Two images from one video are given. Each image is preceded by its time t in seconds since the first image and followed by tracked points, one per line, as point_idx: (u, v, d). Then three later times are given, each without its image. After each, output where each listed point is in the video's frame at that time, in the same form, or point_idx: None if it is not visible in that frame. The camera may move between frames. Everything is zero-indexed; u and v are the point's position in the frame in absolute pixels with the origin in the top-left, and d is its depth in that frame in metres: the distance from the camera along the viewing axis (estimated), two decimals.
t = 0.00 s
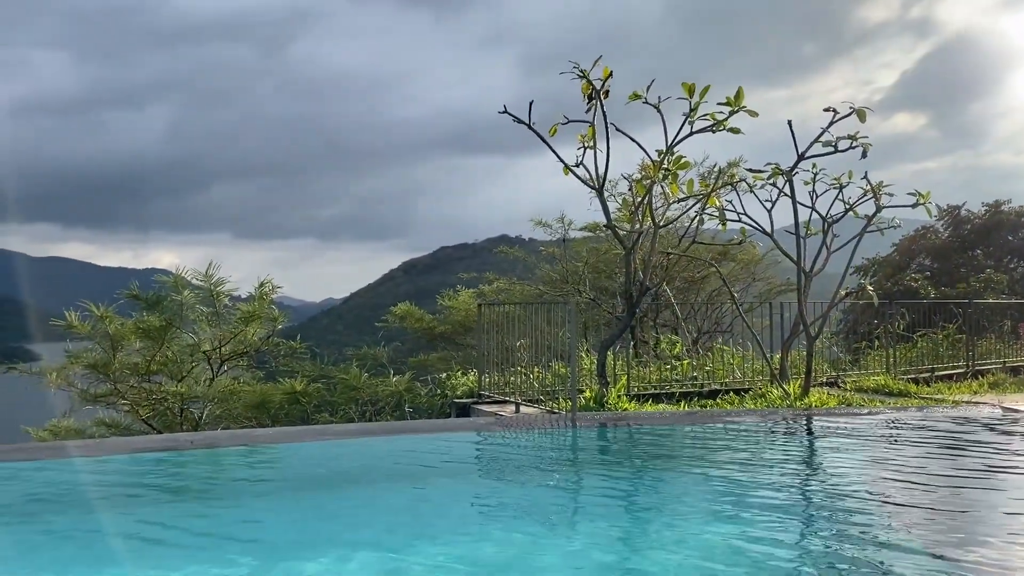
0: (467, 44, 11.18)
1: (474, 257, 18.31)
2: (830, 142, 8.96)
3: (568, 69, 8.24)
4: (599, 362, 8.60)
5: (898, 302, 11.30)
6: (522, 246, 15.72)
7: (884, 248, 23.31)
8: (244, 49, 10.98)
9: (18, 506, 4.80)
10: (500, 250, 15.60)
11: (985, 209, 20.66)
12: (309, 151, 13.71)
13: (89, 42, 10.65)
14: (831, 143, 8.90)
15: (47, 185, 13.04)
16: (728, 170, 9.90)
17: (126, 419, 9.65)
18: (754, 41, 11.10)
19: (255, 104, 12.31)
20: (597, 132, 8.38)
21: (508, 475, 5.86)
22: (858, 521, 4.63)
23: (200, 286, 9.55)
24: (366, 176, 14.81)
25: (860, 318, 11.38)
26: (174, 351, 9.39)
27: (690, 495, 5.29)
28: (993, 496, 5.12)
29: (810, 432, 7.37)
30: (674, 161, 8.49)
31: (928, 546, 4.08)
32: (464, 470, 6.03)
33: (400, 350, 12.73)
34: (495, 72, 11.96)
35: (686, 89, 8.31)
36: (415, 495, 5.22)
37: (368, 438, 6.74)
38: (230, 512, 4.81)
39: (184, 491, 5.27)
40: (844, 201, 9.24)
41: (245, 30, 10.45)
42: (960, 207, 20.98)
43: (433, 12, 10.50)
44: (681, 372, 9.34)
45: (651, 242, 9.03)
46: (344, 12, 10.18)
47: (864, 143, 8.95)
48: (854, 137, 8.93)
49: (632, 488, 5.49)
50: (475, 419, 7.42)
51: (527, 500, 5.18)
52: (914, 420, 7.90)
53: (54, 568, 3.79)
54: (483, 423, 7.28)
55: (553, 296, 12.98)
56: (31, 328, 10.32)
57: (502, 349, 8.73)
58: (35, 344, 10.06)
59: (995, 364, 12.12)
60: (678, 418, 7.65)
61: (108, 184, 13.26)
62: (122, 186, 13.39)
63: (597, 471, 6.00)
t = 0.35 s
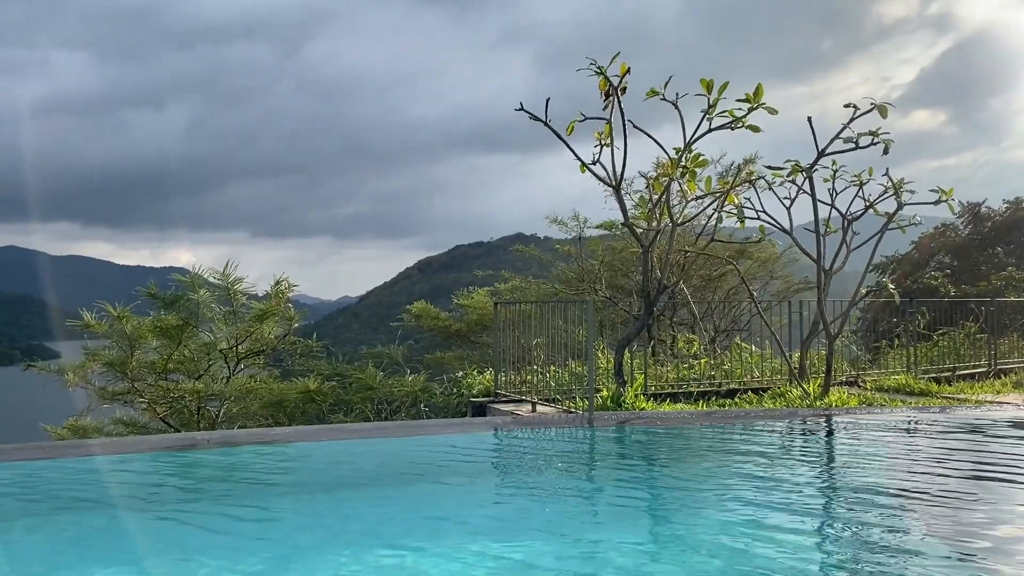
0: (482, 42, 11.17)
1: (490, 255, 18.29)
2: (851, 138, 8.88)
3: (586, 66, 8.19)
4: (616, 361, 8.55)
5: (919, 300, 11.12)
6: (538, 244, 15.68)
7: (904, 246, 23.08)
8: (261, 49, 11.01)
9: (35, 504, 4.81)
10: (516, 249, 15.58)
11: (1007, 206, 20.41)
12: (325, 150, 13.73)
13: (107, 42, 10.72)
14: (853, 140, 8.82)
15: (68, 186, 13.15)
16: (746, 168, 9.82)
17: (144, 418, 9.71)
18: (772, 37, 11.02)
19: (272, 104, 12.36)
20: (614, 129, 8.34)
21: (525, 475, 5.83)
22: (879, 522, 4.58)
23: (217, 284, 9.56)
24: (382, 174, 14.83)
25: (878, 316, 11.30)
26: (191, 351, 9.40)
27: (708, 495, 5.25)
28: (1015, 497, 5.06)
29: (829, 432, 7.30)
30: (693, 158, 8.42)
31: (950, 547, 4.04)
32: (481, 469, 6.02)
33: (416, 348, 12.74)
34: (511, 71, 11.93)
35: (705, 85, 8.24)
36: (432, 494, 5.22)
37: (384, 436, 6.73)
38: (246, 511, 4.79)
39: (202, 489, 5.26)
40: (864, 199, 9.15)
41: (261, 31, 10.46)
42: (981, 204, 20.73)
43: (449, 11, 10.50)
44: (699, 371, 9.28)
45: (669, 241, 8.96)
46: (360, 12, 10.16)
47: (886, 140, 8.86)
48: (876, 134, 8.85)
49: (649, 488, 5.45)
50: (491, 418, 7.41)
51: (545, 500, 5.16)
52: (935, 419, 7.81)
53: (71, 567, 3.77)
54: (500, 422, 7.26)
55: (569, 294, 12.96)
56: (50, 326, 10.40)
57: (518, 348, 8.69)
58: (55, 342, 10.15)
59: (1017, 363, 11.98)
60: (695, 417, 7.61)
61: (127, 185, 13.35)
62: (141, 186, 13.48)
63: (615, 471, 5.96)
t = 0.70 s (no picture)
0: (494, 40, 11.15)
1: (501, 254, 18.27)
2: (865, 136, 8.81)
3: (597, 64, 8.17)
4: (628, 360, 8.53)
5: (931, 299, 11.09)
6: (549, 243, 15.66)
7: (918, 244, 22.89)
8: (272, 49, 11.03)
9: (48, 503, 4.83)
10: (527, 248, 15.56)
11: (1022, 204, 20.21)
12: (336, 148, 13.75)
13: (120, 43, 10.77)
14: (866, 138, 8.75)
15: (81, 185, 13.26)
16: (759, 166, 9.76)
17: (157, 416, 9.77)
18: (786, 34, 10.94)
19: (283, 105, 12.40)
20: (625, 128, 8.31)
21: (535, 475, 5.82)
22: (893, 522, 4.54)
23: (229, 285, 9.57)
24: (393, 172, 14.84)
25: (892, 315, 11.23)
26: (206, 347, 9.47)
27: (717, 495, 5.23)
28: None
29: (842, 432, 7.25)
30: (704, 157, 8.38)
31: (965, 547, 4.01)
32: (492, 468, 6.01)
33: (428, 346, 12.77)
34: (522, 69, 11.91)
35: (717, 83, 8.20)
36: (444, 494, 5.20)
37: (396, 435, 6.74)
38: (258, 510, 4.80)
39: (213, 488, 5.28)
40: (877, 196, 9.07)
41: (273, 31, 10.47)
42: (996, 202, 20.53)
43: (461, 10, 10.49)
44: (711, 369, 9.25)
45: (681, 239, 8.91)
46: (372, 12, 10.17)
47: (900, 138, 8.79)
48: (889, 131, 8.77)
49: (660, 488, 5.43)
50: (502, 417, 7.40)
51: (555, 500, 5.14)
52: (949, 419, 7.76)
53: (82, 567, 3.78)
54: (511, 421, 7.26)
55: (580, 293, 12.97)
56: (65, 324, 10.47)
57: (530, 346, 8.67)
58: (70, 340, 10.22)
59: None
60: (707, 418, 7.56)
61: (141, 184, 13.45)
62: (154, 186, 13.56)
63: (626, 470, 5.94)
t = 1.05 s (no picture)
0: (505, 38, 11.14)
1: (511, 252, 18.26)
2: (878, 133, 8.75)
3: (608, 61, 8.15)
4: (638, 359, 8.50)
5: (945, 297, 11.02)
6: (559, 241, 15.63)
7: (931, 243, 22.71)
8: (284, 47, 11.05)
9: (59, 501, 4.83)
10: (537, 246, 15.54)
11: None
12: (346, 147, 13.77)
13: (133, 42, 10.82)
14: (878, 135, 8.69)
15: (95, 182, 13.36)
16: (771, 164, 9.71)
17: (169, 412, 9.82)
18: (801, 31, 10.86)
19: (294, 103, 12.42)
20: (636, 125, 8.32)
21: (545, 473, 5.81)
22: (906, 522, 4.51)
23: (243, 282, 9.63)
24: (403, 170, 14.84)
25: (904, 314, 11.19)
26: (216, 346, 9.46)
27: (727, 494, 5.21)
28: None
29: (854, 431, 7.21)
30: (715, 155, 8.35)
31: (980, 547, 3.98)
32: (503, 466, 6.01)
33: (438, 344, 12.79)
34: (534, 67, 11.89)
35: (728, 81, 8.17)
36: (454, 493, 5.19)
37: (407, 433, 6.75)
38: (270, 507, 4.81)
39: (223, 486, 5.28)
40: (890, 194, 9.01)
41: (284, 29, 10.48)
42: (1011, 200, 20.35)
43: (472, 8, 10.48)
44: (722, 369, 9.22)
45: (692, 237, 8.86)
46: (383, 11, 10.18)
47: (913, 135, 8.73)
48: (903, 128, 8.72)
49: (671, 487, 5.41)
50: (513, 416, 7.39)
51: (566, 499, 5.13)
52: (962, 418, 7.70)
53: (94, 566, 3.77)
54: (521, 419, 7.25)
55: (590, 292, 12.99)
56: (78, 322, 10.52)
57: (541, 344, 8.66)
58: (83, 338, 10.26)
59: None
60: (718, 417, 7.52)
61: (153, 183, 13.52)
62: (166, 184, 13.64)
63: (637, 469, 5.93)
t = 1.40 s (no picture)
0: (517, 36, 11.16)
1: (522, 251, 18.28)
2: (890, 131, 8.72)
3: (619, 59, 8.15)
4: (649, 357, 8.50)
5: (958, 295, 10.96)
6: (570, 239, 15.64)
7: (943, 241, 22.58)
8: (297, 47, 11.10)
9: (77, 495, 4.91)
10: (549, 244, 15.56)
11: None
12: (359, 146, 13.83)
13: (148, 41, 10.92)
14: (891, 133, 8.66)
15: (110, 180, 13.45)
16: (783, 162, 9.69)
17: (183, 410, 9.91)
18: (813, 29, 10.83)
19: (307, 103, 12.49)
20: (648, 123, 8.31)
21: (556, 470, 5.84)
22: (918, 520, 4.51)
23: (255, 281, 9.63)
24: (415, 168, 14.88)
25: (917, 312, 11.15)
26: (229, 344, 9.52)
27: (738, 492, 5.22)
28: None
29: (866, 429, 7.20)
30: (727, 153, 8.34)
31: (991, 545, 3.98)
32: (514, 464, 6.04)
33: (449, 342, 12.86)
34: (546, 65, 11.91)
35: (740, 79, 8.16)
36: (466, 489, 5.22)
37: (419, 430, 6.79)
38: (284, 503, 4.87)
39: (236, 483, 5.31)
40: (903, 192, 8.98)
41: (298, 29, 10.54)
42: None
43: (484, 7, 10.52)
44: (734, 367, 9.22)
45: (705, 235, 8.85)
46: (396, 10, 10.23)
47: (926, 133, 8.69)
48: (915, 126, 8.69)
49: (682, 485, 5.42)
50: (524, 414, 7.42)
51: (577, 496, 5.15)
52: (976, 417, 7.68)
53: (109, 561, 3.80)
54: (532, 417, 7.28)
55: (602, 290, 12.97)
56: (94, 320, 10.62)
57: (552, 342, 8.67)
58: (98, 335, 10.34)
59: None
60: (729, 416, 7.51)
61: (167, 182, 13.61)
62: (180, 183, 13.73)
63: (648, 467, 5.94)
